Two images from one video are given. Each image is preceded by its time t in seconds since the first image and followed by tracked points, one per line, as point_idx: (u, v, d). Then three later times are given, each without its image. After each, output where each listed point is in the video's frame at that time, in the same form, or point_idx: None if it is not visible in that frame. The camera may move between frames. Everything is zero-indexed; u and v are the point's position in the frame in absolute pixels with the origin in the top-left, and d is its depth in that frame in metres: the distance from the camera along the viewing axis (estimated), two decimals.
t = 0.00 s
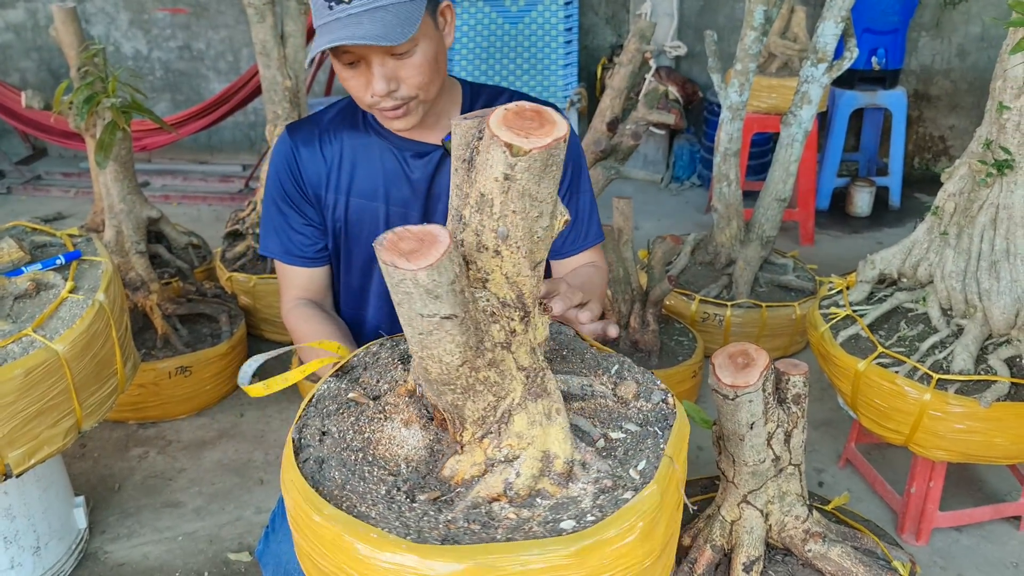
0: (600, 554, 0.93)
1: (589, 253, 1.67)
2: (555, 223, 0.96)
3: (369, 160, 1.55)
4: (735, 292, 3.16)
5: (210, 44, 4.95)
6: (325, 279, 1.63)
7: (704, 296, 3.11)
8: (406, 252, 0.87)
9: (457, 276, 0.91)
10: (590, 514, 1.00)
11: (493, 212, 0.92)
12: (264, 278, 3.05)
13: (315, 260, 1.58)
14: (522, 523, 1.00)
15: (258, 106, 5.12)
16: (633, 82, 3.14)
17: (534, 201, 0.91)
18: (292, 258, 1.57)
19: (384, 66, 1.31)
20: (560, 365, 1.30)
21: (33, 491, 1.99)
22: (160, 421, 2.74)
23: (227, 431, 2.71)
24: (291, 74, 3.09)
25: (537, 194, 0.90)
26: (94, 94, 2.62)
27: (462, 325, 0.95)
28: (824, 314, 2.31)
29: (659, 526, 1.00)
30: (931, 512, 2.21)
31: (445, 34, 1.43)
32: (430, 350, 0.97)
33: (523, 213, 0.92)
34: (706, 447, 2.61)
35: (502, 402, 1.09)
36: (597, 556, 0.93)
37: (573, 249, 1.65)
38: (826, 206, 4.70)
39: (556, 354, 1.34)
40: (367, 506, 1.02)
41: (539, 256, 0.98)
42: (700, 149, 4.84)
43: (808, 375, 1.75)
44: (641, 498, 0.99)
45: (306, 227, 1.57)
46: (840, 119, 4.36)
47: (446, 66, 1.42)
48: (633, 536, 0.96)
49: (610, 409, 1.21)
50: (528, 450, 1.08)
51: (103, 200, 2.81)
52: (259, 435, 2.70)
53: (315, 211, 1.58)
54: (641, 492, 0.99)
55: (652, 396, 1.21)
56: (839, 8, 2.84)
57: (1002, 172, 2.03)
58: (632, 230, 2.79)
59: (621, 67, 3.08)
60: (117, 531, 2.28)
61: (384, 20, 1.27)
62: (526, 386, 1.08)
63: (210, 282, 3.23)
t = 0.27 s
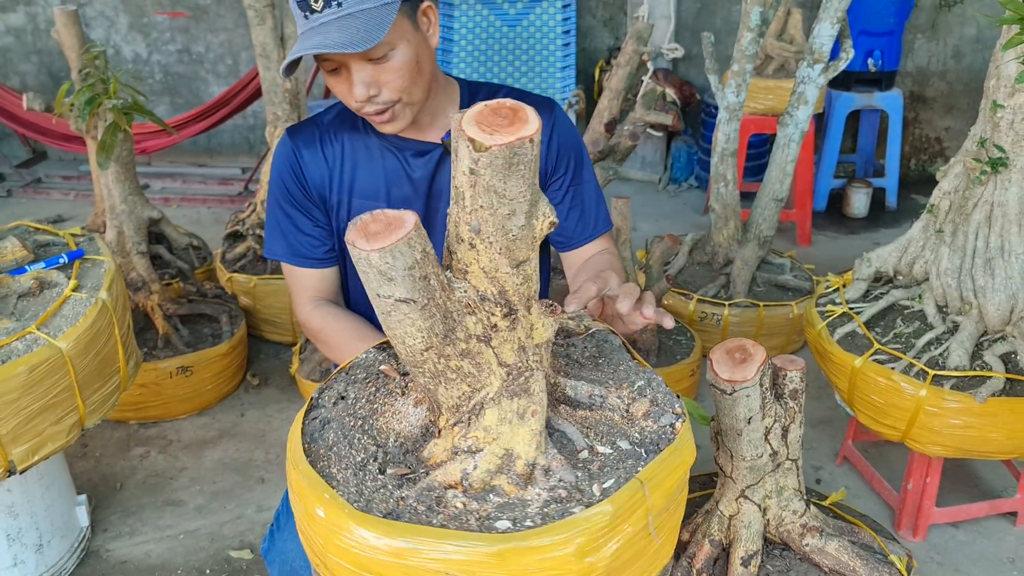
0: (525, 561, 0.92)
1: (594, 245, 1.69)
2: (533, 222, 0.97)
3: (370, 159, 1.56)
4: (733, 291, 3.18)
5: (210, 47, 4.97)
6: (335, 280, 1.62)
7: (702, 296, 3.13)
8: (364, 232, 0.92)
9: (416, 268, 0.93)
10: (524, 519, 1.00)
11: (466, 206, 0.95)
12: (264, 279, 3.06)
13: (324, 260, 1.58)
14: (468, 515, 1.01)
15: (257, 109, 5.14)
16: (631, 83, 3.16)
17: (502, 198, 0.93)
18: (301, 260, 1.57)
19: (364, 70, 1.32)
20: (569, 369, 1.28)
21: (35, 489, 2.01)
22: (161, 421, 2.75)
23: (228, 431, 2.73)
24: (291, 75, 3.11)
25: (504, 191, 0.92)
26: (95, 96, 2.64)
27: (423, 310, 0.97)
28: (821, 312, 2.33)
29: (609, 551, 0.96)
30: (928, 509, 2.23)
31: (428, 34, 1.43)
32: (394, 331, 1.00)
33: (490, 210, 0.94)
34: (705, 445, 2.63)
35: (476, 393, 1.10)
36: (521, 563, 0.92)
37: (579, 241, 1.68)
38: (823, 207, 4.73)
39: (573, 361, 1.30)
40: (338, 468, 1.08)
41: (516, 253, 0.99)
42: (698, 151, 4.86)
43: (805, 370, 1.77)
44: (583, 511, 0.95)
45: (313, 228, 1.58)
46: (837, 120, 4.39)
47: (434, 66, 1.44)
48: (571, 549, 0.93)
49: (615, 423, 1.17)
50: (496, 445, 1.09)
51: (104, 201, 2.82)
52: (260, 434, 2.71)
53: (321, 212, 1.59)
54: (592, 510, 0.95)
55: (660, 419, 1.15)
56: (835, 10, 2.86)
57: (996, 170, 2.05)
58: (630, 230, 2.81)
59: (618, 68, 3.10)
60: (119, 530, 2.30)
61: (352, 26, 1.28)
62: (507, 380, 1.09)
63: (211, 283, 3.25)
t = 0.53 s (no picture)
0: (440, 544, 0.94)
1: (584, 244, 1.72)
2: (503, 220, 0.99)
3: (368, 161, 1.60)
4: (728, 290, 3.21)
5: (209, 51, 5.01)
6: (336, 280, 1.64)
7: (697, 295, 3.17)
8: (350, 216, 1.01)
9: (384, 252, 1.01)
10: (455, 506, 1.02)
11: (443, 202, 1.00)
12: (264, 280, 3.09)
13: (324, 260, 1.60)
14: (408, 495, 1.05)
15: (256, 113, 5.18)
16: (627, 86, 3.20)
17: (466, 194, 0.96)
18: (301, 260, 1.60)
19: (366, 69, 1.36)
20: (578, 373, 1.29)
21: (41, 486, 2.04)
22: (163, 420, 2.78)
23: (229, 429, 2.76)
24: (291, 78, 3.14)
25: (467, 186, 0.95)
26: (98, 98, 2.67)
27: (394, 292, 1.05)
28: (814, 309, 2.37)
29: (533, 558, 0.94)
30: (920, 503, 2.27)
31: (427, 34, 1.48)
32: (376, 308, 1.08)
33: (456, 204, 0.98)
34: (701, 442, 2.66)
35: (454, 378, 1.15)
36: (437, 545, 0.94)
37: (566, 242, 1.71)
38: (817, 208, 4.77)
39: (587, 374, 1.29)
40: (331, 427, 1.18)
41: (492, 250, 1.03)
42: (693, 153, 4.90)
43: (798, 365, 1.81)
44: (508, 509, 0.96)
45: (313, 228, 1.60)
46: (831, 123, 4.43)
47: (434, 65, 1.48)
48: (487, 544, 0.93)
49: (600, 435, 1.16)
50: (457, 433, 1.11)
51: (106, 202, 2.85)
52: (261, 433, 2.74)
53: (320, 213, 1.62)
54: (520, 513, 0.95)
55: (645, 439, 1.11)
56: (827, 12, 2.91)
57: (985, 169, 2.10)
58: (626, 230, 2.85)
59: (614, 70, 3.14)
60: (122, 527, 2.32)
61: (357, 23, 1.31)
62: (483, 373, 1.14)
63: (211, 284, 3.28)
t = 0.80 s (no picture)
0: (378, 520, 1.04)
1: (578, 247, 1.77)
2: (473, 223, 1.06)
3: (361, 165, 1.63)
4: (721, 294, 3.26)
5: (207, 59, 5.05)
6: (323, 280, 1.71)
7: (690, 299, 3.21)
8: (347, 204, 1.15)
9: (370, 241, 1.14)
10: (403, 488, 1.10)
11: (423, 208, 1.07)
12: (263, 284, 3.13)
13: (311, 262, 1.67)
14: (369, 472, 1.14)
15: (254, 119, 5.22)
16: (621, 93, 3.25)
17: (436, 194, 1.03)
18: (291, 261, 1.67)
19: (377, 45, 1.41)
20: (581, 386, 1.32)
21: (45, 486, 2.07)
22: (163, 423, 2.81)
23: (229, 432, 2.79)
24: (289, 85, 3.19)
25: (436, 188, 1.03)
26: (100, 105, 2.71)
27: (380, 279, 1.18)
28: (804, 311, 2.41)
29: (456, 552, 1.01)
30: (908, 501, 2.31)
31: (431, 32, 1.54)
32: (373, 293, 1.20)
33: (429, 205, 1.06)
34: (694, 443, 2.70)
35: (436, 369, 1.25)
36: (375, 520, 1.04)
37: (562, 247, 1.76)
38: (810, 213, 4.83)
39: (589, 391, 1.31)
40: (340, 400, 1.32)
41: (468, 251, 1.10)
42: (687, 159, 4.96)
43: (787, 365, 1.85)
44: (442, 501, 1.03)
45: (303, 230, 1.66)
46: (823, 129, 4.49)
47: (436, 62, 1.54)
48: (415, 529, 1.01)
49: (573, 447, 1.19)
50: (428, 421, 1.19)
51: (108, 208, 2.90)
52: (260, 435, 2.78)
53: (312, 215, 1.67)
54: (452, 505, 1.01)
55: (611, 459, 1.14)
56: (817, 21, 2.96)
57: (969, 174, 2.15)
58: (620, 234, 2.90)
59: (608, 77, 3.19)
60: (125, 527, 2.36)
61: None
62: (462, 368, 1.22)
63: (211, 288, 3.32)
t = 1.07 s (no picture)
0: (328, 501, 1.14)
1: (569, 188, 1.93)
2: (441, 231, 1.19)
3: (338, 103, 1.81)
4: (712, 306, 3.30)
5: (204, 75, 5.10)
6: (307, 221, 1.94)
7: (682, 311, 3.25)
8: (348, 204, 1.29)
9: (358, 240, 1.28)
10: (357, 475, 1.20)
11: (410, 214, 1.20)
12: (258, 298, 3.16)
13: (297, 203, 1.90)
14: (338, 455, 1.25)
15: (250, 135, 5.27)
16: (612, 109, 3.31)
17: (409, 203, 1.18)
18: (277, 204, 1.90)
19: None
20: (574, 403, 1.36)
21: (41, 496, 2.09)
22: (159, 435, 2.83)
23: (224, 443, 2.81)
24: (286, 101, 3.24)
25: (406, 197, 1.18)
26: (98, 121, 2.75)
27: (369, 277, 1.32)
28: (792, 322, 2.45)
29: (389, 544, 1.10)
30: (896, 510, 2.34)
31: None
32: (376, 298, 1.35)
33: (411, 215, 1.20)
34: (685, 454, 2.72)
35: (417, 370, 1.36)
36: (328, 500, 1.14)
37: (560, 177, 1.92)
38: (800, 227, 4.88)
39: (584, 410, 1.34)
40: (353, 388, 1.45)
41: (440, 259, 1.23)
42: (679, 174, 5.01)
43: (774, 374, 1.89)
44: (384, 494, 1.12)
45: (286, 172, 1.88)
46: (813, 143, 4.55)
47: None
48: (354, 513, 1.11)
49: (533, 463, 1.23)
50: (400, 418, 1.28)
51: (105, 222, 2.93)
52: (256, 447, 2.80)
53: (294, 156, 1.88)
54: (392, 499, 1.10)
55: (559, 480, 1.16)
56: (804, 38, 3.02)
57: (952, 187, 2.20)
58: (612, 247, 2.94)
59: (600, 93, 3.24)
60: (120, 537, 2.37)
61: None
62: (437, 370, 1.33)
63: (207, 302, 3.34)
